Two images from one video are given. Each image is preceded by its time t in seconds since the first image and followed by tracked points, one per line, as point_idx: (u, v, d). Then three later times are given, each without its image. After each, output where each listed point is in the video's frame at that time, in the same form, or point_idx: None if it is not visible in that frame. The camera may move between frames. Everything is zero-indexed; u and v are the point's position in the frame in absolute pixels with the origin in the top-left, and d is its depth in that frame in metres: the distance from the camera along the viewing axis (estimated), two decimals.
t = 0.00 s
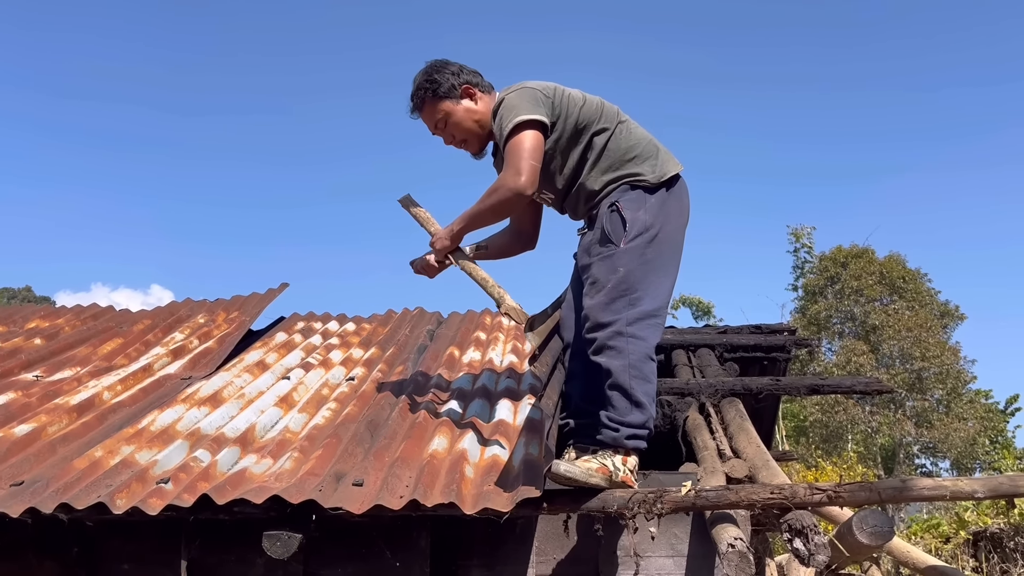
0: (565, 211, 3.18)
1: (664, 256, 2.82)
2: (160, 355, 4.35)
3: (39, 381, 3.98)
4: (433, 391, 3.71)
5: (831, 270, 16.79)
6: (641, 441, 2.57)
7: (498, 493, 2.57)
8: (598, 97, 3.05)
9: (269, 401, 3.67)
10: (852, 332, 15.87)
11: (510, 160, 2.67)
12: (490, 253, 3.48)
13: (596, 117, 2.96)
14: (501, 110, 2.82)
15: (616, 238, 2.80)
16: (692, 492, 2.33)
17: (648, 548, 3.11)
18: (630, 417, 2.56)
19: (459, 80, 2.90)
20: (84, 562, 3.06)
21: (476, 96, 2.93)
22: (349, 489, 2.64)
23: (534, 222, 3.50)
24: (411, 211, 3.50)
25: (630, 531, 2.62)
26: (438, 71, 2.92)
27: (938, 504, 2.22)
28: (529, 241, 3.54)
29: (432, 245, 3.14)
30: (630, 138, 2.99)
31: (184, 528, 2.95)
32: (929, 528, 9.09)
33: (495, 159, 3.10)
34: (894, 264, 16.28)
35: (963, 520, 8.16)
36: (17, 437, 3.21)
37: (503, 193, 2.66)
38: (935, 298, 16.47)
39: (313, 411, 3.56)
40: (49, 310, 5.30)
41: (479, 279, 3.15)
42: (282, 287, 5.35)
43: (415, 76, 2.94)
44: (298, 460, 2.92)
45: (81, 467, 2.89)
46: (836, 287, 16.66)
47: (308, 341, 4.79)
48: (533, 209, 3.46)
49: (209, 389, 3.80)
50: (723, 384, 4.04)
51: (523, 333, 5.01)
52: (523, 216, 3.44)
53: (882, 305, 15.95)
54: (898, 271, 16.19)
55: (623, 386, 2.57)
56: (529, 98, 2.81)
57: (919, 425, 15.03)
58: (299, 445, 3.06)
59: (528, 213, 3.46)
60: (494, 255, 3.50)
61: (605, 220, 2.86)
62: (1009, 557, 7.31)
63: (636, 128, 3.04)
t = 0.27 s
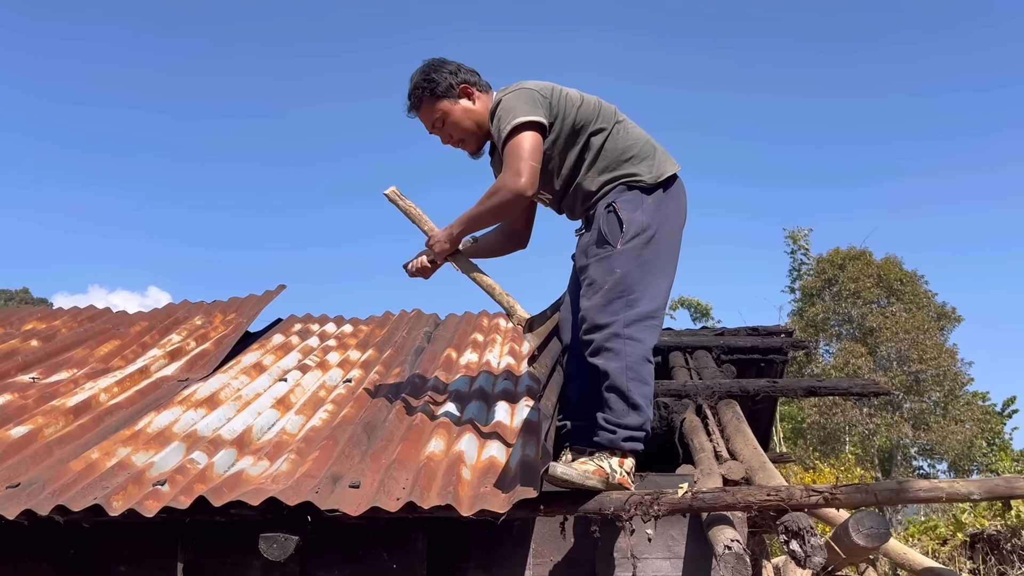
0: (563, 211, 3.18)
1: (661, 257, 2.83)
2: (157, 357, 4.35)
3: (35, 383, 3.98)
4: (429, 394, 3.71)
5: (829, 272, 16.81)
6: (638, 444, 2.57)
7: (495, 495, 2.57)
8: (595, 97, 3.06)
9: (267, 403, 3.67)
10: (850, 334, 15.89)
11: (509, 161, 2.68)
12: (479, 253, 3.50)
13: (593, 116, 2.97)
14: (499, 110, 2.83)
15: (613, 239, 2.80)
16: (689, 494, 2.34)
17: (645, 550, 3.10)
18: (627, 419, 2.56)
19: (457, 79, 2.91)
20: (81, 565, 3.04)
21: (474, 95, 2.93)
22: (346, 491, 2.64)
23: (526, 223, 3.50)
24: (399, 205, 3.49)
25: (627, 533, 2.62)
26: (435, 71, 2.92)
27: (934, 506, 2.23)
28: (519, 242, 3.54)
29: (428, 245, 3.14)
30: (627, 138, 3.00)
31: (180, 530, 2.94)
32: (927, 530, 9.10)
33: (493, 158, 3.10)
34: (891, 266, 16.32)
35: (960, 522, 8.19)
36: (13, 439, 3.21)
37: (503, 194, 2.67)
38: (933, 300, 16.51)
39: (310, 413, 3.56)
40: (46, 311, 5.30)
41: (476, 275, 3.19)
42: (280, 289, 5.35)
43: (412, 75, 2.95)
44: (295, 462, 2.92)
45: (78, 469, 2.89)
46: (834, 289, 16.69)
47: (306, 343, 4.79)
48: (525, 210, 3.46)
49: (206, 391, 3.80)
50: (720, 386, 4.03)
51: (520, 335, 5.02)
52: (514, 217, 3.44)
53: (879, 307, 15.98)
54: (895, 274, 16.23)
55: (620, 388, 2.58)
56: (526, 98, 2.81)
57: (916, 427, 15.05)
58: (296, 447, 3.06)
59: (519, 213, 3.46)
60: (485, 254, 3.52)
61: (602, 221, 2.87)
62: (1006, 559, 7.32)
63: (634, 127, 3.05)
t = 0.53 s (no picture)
0: (558, 212, 3.19)
1: (657, 260, 2.83)
2: (154, 359, 4.34)
3: (32, 385, 3.98)
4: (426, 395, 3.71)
5: (827, 274, 16.83)
6: (634, 446, 2.58)
7: (491, 497, 2.57)
8: (592, 98, 3.06)
9: (263, 405, 3.67)
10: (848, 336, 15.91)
11: (501, 163, 2.69)
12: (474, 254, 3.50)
13: (590, 118, 2.97)
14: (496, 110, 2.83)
15: (608, 242, 2.81)
16: (685, 497, 2.35)
17: (641, 552, 3.12)
18: (622, 421, 2.56)
19: (467, 69, 2.93)
20: (76, 567, 3.02)
21: (480, 89, 2.97)
22: (342, 493, 2.64)
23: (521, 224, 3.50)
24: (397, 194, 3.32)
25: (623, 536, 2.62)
26: (443, 58, 2.92)
27: (930, 509, 2.23)
28: (514, 243, 3.54)
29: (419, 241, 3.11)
30: (623, 140, 3.01)
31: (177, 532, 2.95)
32: (924, 532, 9.09)
33: (489, 158, 3.11)
34: (889, 268, 16.35)
35: (957, 525, 8.18)
36: (9, 441, 3.21)
37: (492, 197, 2.69)
38: (930, 302, 16.53)
39: (307, 415, 3.56)
40: (43, 313, 5.29)
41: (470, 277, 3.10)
42: (277, 291, 5.35)
43: (420, 59, 2.93)
44: (291, 464, 2.93)
45: (74, 471, 2.88)
46: (832, 291, 16.70)
47: (303, 345, 4.79)
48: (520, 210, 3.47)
49: (203, 393, 3.79)
50: (716, 388, 4.02)
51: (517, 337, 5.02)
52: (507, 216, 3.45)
53: (877, 309, 16.00)
54: (893, 276, 16.25)
55: (616, 390, 2.58)
56: (523, 100, 2.81)
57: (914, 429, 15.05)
58: (293, 449, 3.07)
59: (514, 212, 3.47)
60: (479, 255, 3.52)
61: (597, 223, 2.87)
62: (1003, 561, 7.32)
63: (630, 129, 3.06)
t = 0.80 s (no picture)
0: (554, 214, 3.20)
1: (653, 263, 2.84)
2: (151, 361, 4.34)
3: (29, 387, 3.97)
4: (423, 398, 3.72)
5: (825, 276, 16.84)
6: (630, 449, 2.59)
7: (487, 500, 2.58)
8: (589, 102, 3.08)
9: (260, 407, 3.67)
10: (846, 338, 15.92)
11: (509, 149, 2.69)
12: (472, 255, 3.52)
13: (587, 121, 2.98)
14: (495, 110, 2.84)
15: (605, 245, 2.82)
16: (681, 500, 2.35)
17: (637, 555, 3.11)
18: (619, 424, 2.57)
19: (467, 67, 2.93)
20: (73, 568, 3.03)
21: (480, 88, 2.98)
22: (339, 496, 2.65)
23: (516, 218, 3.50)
24: (370, 168, 3.03)
25: (619, 538, 2.63)
26: (444, 54, 2.91)
27: (925, 511, 2.24)
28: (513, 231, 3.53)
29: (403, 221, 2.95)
30: (620, 144, 3.02)
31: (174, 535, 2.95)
32: (921, 534, 9.09)
33: (486, 156, 3.11)
34: (888, 270, 16.37)
35: (955, 527, 8.18)
36: (6, 444, 3.21)
37: (500, 177, 2.64)
38: (929, 304, 16.55)
39: (304, 417, 3.57)
40: (40, 316, 5.29)
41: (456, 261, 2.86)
42: (274, 293, 5.35)
43: (421, 52, 2.91)
44: (287, 466, 2.93)
45: (70, 474, 2.89)
46: (830, 293, 16.72)
47: (300, 347, 4.80)
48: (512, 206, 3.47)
49: (200, 395, 3.80)
50: (714, 391, 4.04)
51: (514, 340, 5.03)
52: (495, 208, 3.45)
53: (875, 311, 16.01)
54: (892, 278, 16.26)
55: (612, 393, 2.59)
56: (524, 99, 2.82)
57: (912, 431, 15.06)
58: (289, 452, 3.07)
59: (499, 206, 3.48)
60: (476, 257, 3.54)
61: (594, 226, 2.88)
62: (1000, 564, 7.33)
63: (626, 133, 3.07)
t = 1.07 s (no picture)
0: (551, 216, 3.20)
1: (650, 267, 2.86)
2: (150, 364, 4.35)
3: (28, 390, 3.98)
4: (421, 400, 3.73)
5: (824, 278, 16.86)
6: (628, 452, 2.60)
7: (486, 502, 2.59)
8: (588, 105, 3.08)
9: (259, 410, 3.68)
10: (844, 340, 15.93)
11: (516, 124, 2.70)
12: (488, 262, 3.49)
13: (586, 125, 2.99)
14: (497, 107, 2.86)
15: (602, 249, 2.84)
16: (679, 503, 2.36)
17: (635, 558, 3.13)
18: (616, 428, 2.59)
19: (463, 71, 2.93)
20: (72, 571, 3.05)
21: (476, 91, 2.97)
22: (338, 499, 2.66)
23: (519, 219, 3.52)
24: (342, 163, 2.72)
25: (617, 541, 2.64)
26: (439, 58, 2.92)
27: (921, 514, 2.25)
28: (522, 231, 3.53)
29: (394, 196, 2.53)
30: (617, 148, 3.03)
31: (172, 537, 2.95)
32: (919, 536, 9.09)
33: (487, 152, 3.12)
34: (886, 272, 16.39)
35: (953, 529, 8.19)
36: (6, 446, 3.21)
37: (512, 137, 2.62)
38: (927, 307, 16.58)
39: (303, 420, 3.57)
40: (39, 318, 5.29)
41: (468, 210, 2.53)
42: (273, 296, 5.36)
43: (418, 57, 2.92)
44: (286, 469, 2.94)
45: (69, 476, 2.89)
46: (829, 295, 16.73)
47: (299, 350, 4.80)
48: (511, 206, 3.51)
49: (199, 397, 3.80)
50: (712, 394, 4.05)
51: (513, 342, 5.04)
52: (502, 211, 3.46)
53: (874, 314, 16.03)
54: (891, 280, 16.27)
55: (610, 396, 2.60)
56: (528, 95, 2.83)
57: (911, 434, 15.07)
58: (288, 455, 3.08)
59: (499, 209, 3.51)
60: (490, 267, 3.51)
61: (591, 230, 2.89)
62: (998, 566, 7.34)
63: (624, 138, 3.08)
